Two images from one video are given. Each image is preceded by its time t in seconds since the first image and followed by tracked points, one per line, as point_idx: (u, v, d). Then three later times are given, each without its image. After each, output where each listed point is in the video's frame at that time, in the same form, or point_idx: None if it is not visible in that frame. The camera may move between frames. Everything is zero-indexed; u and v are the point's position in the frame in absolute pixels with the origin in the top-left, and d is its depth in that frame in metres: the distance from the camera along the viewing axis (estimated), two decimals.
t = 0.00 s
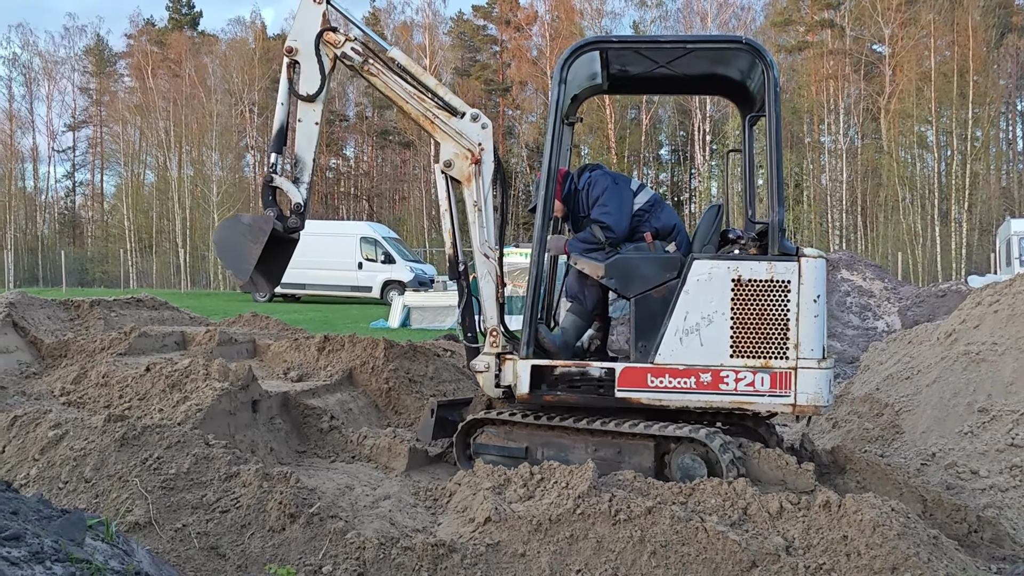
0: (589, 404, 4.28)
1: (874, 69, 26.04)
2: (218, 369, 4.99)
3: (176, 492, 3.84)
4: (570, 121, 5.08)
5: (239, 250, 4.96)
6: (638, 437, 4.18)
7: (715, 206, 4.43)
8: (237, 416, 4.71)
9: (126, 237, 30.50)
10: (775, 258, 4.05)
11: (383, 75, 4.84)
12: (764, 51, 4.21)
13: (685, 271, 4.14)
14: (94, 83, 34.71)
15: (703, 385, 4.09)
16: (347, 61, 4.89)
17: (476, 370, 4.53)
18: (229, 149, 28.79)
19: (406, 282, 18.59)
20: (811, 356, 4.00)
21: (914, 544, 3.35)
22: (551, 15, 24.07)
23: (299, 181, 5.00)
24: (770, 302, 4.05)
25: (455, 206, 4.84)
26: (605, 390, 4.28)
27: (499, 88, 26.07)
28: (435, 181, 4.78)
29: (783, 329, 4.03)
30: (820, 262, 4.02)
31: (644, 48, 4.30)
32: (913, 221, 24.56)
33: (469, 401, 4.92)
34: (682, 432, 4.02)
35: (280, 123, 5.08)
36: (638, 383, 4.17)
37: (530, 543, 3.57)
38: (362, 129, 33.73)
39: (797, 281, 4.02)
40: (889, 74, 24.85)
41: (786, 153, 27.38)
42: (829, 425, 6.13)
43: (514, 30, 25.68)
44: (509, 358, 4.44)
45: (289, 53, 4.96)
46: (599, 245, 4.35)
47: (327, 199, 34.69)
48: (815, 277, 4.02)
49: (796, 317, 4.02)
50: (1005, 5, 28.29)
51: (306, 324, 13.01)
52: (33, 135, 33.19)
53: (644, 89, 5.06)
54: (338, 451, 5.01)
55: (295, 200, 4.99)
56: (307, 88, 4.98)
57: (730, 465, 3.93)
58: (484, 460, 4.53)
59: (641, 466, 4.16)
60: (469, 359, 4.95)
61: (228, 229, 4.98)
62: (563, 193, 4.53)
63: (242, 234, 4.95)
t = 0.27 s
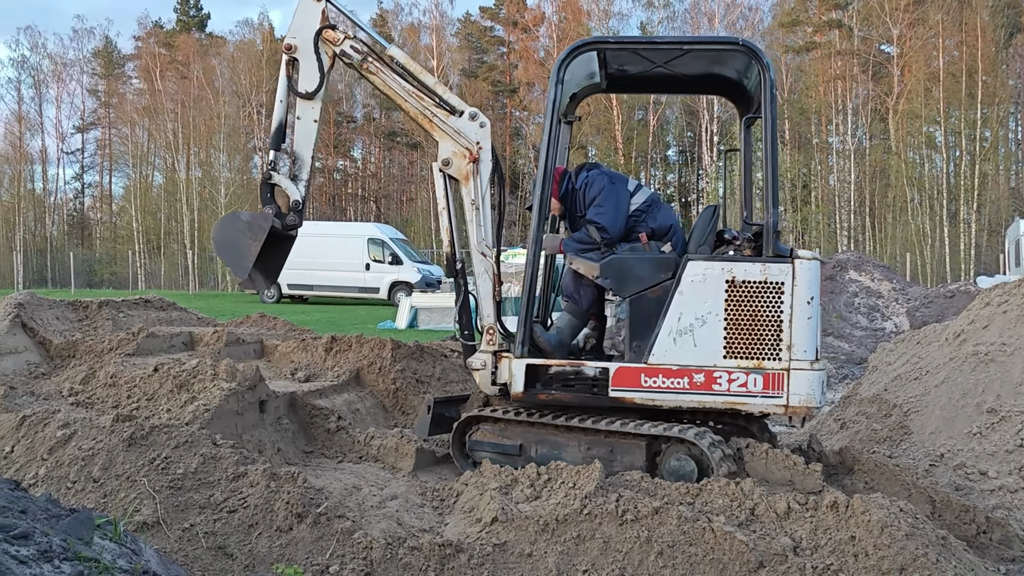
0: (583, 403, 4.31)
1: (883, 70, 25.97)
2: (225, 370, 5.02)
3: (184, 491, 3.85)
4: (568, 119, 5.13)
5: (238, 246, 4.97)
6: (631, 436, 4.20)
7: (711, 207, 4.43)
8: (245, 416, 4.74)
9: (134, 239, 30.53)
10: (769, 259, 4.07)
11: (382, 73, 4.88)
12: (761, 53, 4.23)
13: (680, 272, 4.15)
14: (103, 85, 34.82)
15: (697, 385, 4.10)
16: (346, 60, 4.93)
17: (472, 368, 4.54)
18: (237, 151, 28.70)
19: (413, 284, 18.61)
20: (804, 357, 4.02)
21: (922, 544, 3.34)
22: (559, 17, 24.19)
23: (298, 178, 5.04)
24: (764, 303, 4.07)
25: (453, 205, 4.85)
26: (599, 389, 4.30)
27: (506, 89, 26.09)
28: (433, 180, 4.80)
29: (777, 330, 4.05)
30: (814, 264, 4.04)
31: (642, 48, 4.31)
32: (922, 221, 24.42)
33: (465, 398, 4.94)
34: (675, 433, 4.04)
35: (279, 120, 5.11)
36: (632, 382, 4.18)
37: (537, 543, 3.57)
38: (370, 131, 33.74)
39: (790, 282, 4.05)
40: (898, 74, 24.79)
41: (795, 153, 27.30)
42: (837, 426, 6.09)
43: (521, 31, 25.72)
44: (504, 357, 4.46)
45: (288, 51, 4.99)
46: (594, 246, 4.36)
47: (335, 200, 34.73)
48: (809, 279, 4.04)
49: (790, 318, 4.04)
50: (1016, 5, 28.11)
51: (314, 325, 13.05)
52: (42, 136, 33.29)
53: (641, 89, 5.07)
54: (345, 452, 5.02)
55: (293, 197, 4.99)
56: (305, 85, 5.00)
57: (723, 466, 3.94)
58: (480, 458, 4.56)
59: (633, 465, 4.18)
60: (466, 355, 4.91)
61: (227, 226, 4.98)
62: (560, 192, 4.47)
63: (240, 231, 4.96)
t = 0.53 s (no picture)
0: (572, 403, 4.35)
1: (890, 70, 25.91)
2: (233, 371, 5.04)
3: (191, 492, 3.86)
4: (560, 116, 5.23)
5: (233, 247, 5.04)
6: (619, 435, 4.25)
7: (701, 208, 4.41)
8: (252, 417, 4.76)
9: (143, 239, 30.65)
10: (756, 261, 4.07)
11: (376, 74, 4.88)
12: (750, 55, 4.21)
13: (667, 273, 4.15)
14: (111, 87, 34.96)
15: (683, 386, 4.12)
16: (340, 61, 4.94)
17: (465, 366, 4.61)
18: (245, 152, 28.63)
19: (420, 285, 18.61)
20: (790, 358, 4.02)
21: (931, 545, 3.33)
22: (566, 18, 24.51)
23: (293, 178, 5.05)
24: (750, 304, 4.07)
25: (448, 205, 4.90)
26: (587, 389, 4.33)
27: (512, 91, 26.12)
28: (427, 180, 4.86)
29: (763, 331, 4.06)
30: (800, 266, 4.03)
31: (631, 51, 4.32)
32: (930, 222, 24.23)
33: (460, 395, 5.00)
34: (663, 434, 4.09)
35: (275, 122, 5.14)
36: (620, 382, 4.20)
37: (544, 544, 3.56)
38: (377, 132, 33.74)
39: (777, 283, 4.04)
40: (905, 74, 24.73)
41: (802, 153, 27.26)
42: (844, 427, 6.07)
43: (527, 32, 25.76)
44: (496, 355, 4.51)
45: (283, 52, 5.00)
46: (583, 246, 4.37)
47: (343, 201, 34.83)
48: (796, 280, 4.03)
49: (776, 320, 4.04)
50: None
51: (321, 326, 13.09)
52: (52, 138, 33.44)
53: (635, 89, 5.08)
54: (352, 453, 5.03)
55: (288, 198, 5.02)
56: (300, 87, 5.01)
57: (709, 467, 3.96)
58: (473, 455, 4.63)
59: (621, 464, 4.24)
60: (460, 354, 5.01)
61: (222, 227, 5.03)
62: (551, 194, 4.63)
63: (236, 232, 5.02)
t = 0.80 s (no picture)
0: (559, 402, 4.38)
1: (897, 69, 25.84)
2: (240, 371, 5.07)
3: (198, 492, 3.87)
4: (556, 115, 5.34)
5: (226, 246, 5.04)
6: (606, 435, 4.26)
7: (692, 209, 4.40)
8: (259, 417, 4.78)
9: (150, 241, 30.70)
10: (742, 264, 4.08)
11: (371, 75, 4.95)
12: (738, 59, 4.23)
13: (654, 276, 4.16)
14: (118, 89, 35.05)
15: (668, 388, 4.14)
16: (335, 62, 4.99)
17: (458, 364, 4.66)
18: (251, 153, 28.78)
19: (427, 285, 18.61)
20: (775, 361, 4.04)
21: (938, 546, 3.32)
22: (572, 18, 24.53)
23: (288, 178, 5.13)
24: (736, 307, 4.09)
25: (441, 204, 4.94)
26: (575, 390, 4.36)
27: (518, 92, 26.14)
28: (420, 179, 4.86)
29: (749, 334, 4.07)
30: (786, 269, 4.05)
31: (621, 53, 4.37)
32: (937, 222, 24.08)
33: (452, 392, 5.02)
34: (647, 434, 4.10)
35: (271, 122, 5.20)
36: (606, 383, 4.23)
37: (550, 545, 3.56)
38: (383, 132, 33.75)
39: (762, 287, 4.06)
40: (912, 74, 24.64)
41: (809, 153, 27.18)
42: (851, 428, 6.05)
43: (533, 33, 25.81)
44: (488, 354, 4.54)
45: (279, 53, 5.04)
46: (573, 247, 4.41)
47: (349, 202, 34.90)
48: (782, 284, 4.05)
49: (762, 323, 4.05)
50: None
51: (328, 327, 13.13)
52: (59, 140, 33.54)
53: (630, 89, 5.12)
54: (359, 453, 5.04)
55: (284, 197, 5.10)
56: (295, 87, 5.05)
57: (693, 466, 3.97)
58: (465, 453, 4.65)
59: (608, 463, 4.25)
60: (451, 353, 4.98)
61: (216, 227, 5.05)
62: (541, 195, 4.70)
63: (230, 232, 5.03)
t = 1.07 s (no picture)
0: (549, 398, 4.46)
1: (903, 69, 25.78)
2: (246, 372, 5.11)
3: (204, 492, 3.88)
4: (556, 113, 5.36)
5: (224, 236, 5.11)
6: (594, 432, 4.31)
7: (686, 211, 4.46)
8: (264, 417, 4.79)
9: (156, 242, 30.74)
10: (733, 267, 4.09)
11: (372, 70, 5.03)
12: (735, 62, 4.20)
13: (646, 276, 4.19)
14: (123, 90, 35.11)
15: (657, 387, 4.18)
16: (338, 56, 5.07)
17: (452, 358, 4.77)
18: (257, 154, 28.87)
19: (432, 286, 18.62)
20: (763, 364, 4.04)
21: (943, 546, 3.32)
22: (576, 18, 24.56)
23: (289, 170, 5.22)
24: (726, 309, 4.10)
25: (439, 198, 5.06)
26: (565, 387, 4.42)
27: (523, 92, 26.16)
28: (420, 173, 4.97)
29: (738, 336, 4.08)
30: (777, 273, 4.05)
31: (618, 54, 4.37)
32: (944, 222, 23.94)
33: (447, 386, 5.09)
34: (632, 431, 4.15)
35: (273, 114, 5.27)
36: (596, 381, 4.29)
37: (555, 544, 3.56)
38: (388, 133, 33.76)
39: (753, 290, 4.06)
40: (918, 73, 24.57)
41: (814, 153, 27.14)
42: (857, 427, 6.03)
43: (538, 33, 25.83)
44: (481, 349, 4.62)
45: (282, 46, 5.12)
46: (567, 246, 4.47)
47: (354, 203, 34.94)
48: (772, 287, 4.05)
49: (750, 325, 4.06)
50: None
51: (333, 327, 13.15)
52: (66, 141, 33.63)
53: (631, 88, 5.11)
54: (364, 453, 5.04)
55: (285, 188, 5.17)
56: (298, 80, 5.13)
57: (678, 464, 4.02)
58: (455, 446, 4.73)
59: (595, 461, 4.27)
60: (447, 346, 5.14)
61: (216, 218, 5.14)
62: (538, 193, 4.77)
63: (228, 223, 5.09)
